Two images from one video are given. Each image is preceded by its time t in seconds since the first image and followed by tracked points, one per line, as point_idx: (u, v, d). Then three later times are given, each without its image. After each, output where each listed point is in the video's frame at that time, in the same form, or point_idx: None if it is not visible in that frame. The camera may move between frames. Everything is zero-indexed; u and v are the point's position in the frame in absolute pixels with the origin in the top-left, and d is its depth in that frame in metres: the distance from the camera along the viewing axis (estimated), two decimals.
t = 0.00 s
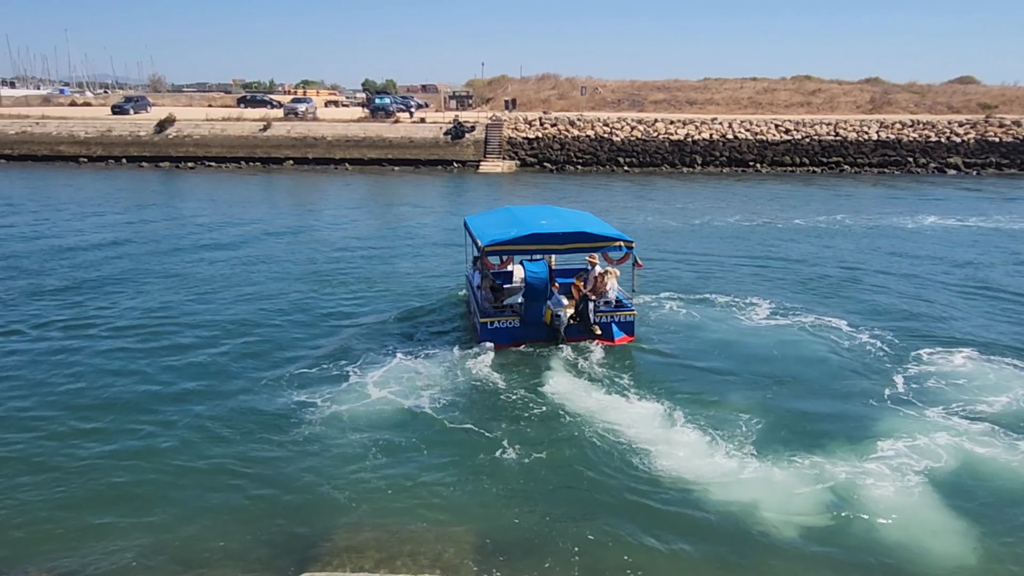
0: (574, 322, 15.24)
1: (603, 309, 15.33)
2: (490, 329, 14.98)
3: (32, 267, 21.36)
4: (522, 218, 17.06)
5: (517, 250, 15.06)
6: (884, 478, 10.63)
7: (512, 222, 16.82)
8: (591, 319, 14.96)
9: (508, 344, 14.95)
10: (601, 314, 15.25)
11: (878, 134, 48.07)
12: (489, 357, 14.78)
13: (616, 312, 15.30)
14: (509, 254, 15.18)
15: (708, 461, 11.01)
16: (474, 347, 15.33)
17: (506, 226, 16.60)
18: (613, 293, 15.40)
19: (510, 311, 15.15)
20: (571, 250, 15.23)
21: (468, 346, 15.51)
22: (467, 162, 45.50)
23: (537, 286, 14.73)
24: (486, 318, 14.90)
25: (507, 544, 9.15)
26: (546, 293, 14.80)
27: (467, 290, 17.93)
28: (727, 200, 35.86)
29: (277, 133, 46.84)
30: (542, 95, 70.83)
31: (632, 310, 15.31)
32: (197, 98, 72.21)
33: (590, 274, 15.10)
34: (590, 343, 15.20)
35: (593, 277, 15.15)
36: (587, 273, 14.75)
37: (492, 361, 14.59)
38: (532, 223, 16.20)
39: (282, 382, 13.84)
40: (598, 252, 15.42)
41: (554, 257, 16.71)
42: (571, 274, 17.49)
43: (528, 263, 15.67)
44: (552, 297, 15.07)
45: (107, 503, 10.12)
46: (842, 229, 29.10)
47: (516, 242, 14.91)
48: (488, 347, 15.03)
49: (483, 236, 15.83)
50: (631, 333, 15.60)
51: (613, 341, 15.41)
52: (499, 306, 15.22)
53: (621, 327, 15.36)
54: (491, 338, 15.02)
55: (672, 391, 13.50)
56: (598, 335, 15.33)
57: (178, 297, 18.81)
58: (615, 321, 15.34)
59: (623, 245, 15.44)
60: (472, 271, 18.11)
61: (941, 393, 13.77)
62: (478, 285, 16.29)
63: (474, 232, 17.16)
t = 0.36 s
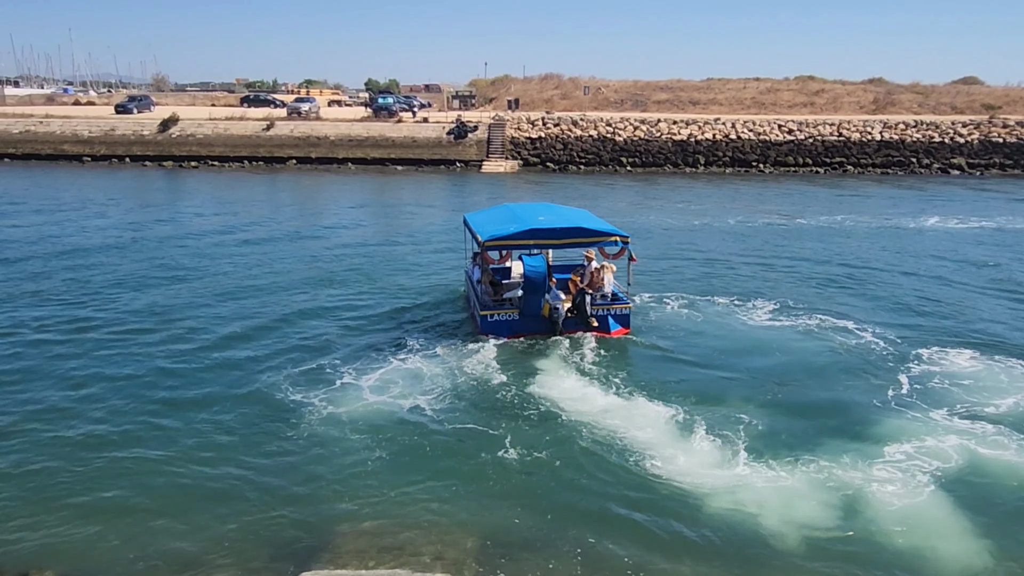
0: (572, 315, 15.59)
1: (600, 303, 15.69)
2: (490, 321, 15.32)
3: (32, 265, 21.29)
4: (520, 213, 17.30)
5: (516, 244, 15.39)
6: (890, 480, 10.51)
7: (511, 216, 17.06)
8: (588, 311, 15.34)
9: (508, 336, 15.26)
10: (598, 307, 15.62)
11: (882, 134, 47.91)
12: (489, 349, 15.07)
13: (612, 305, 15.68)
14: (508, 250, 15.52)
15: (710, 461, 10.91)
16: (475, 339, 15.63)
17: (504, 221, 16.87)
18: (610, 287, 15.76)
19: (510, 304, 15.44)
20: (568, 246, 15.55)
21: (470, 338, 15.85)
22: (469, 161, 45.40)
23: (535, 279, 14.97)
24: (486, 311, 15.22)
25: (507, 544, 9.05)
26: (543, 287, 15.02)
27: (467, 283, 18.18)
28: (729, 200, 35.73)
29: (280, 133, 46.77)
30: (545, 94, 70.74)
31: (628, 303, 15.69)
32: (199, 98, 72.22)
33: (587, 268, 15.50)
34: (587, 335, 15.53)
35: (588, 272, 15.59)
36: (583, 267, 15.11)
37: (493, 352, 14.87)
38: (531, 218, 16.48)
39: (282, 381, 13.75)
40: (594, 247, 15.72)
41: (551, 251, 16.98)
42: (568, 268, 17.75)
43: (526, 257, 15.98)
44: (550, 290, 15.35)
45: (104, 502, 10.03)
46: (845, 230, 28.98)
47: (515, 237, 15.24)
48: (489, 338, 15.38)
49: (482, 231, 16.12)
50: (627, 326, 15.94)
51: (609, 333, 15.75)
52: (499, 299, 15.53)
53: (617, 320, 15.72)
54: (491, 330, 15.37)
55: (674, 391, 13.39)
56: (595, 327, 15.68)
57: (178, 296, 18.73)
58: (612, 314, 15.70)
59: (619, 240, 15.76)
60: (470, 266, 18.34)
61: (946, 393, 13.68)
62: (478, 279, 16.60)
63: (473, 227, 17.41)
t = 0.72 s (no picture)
0: (571, 308, 16.02)
1: (598, 296, 16.10)
2: (492, 315, 15.64)
3: (36, 265, 21.31)
4: (519, 209, 17.46)
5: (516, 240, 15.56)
6: (896, 482, 10.42)
7: (510, 214, 17.24)
8: (587, 304, 15.78)
9: (510, 329, 15.62)
10: (596, 300, 16.04)
11: (886, 134, 47.74)
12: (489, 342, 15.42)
13: (609, 297, 16.09)
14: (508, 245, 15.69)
15: (712, 462, 10.86)
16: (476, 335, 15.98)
17: (504, 218, 17.04)
18: (607, 280, 16.18)
19: (510, 298, 15.78)
20: (566, 241, 15.73)
21: (473, 333, 16.20)
22: (473, 161, 45.37)
23: (534, 274, 15.35)
24: (488, 305, 15.54)
25: (510, 545, 8.98)
26: (543, 281, 15.39)
27: (466, 280, 18.52)
28: (733, 200, 35.65)
29: (283, 132, 46.75)
30: (549, 95, 70.70)
31: (625, 295, 16.11)
32: (204, 98, 72.34)
33: (584, 263, 15.89)
34: (586, 328, 15.94)
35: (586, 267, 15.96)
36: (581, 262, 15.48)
37: (495, 345, 15.22)
38: (529, 215, 16.67)
39: (283, 381, 13.69)
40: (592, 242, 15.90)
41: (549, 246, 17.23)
42: (565, 263, 18.03)
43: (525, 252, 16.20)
44: (549, 285, 15.80)
45: (106, 502, 9.96)
46: (850, 230, 28.87)
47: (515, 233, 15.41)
48: (490, 334, 15.71)
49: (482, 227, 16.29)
50: (624, 317, 16.37)
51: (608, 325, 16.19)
52: (499, 294, 15.85)
53: (615, 312, 16.12)
54: (493, 324, 15.70)
55: (677, 392, 13.32)
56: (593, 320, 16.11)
57: (180, 295, 18.71)
58: (609, 306, 16.11)
59: (615, 234, 15.91)
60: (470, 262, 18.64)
61: (952, 393, 13.61)
62: (478, 275, 16.91)
63: (473, 224, 17.59)
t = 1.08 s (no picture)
0: (570, 302, 16.49)
1: (595, 290, 16.63)
2: (493, 310, 16.13)
3: (39, 264, 21.37)
4: (518, 206, 17.80)
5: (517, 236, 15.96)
6: (901, 483, 10.45)
7: (509, 210, 17.56)
8: (586, 298, 16.27)
9: (512, 323, 16.08)
10: (594, 294, 16.54)
11: (890, 135, 47.64)
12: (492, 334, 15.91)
13: (606, 291, 16.60)
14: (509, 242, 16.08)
15: (716, 462, 10.89)
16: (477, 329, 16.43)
17: (504, 214, 17.37)
18: (604, 275, 16.71)
19: (512, 293, 16.22)
20: (565, 237, 16.09)
21: (475, 325, 16.67)
22: (476, 161, 45.37)
23: (535, 269, 15.81)
24: (489, 300, 16.04)
25: (515, 543, 9.04)
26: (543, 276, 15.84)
27: (465, 277, 18.89)
28: (736, 200, 35.62)
29: (287, 132, 46.85)
30: (551, 95, 70.68)
31: (621, 289, 16.65)
32: (208, 97, 72.41)
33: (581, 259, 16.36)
34: (585, 321, 16.46)
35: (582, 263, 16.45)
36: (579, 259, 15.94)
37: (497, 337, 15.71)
38: (529, 212, 17.03)
39: (286, 380, 13.74)
40: (590, 238, 16.29)
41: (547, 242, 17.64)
42: (561, 258, 18.43)
43: (525, 248, 16.55)
44: (548, 280, 16.35)
45: (112, 500, 10.02)
46: (853, 230, 28.83)
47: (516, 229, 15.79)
48: (492, 327, 16.20)
49: (482, 224, 16.65)
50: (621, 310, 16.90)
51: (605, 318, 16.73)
52: (500, 289, 16.30)
53: (613, 305, 16.64)
54: (495, 318, 16.17)
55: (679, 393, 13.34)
56: (592, 313, 16.59)
57: (183, 295, 18.76)
58: (607, 300, 16.61)
59: (612, 231, 16.27)
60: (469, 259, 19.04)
61: (955, 394, 13.61)
62: (478, 271, 17.38)
63: (473, 220, 17.93)
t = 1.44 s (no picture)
0: (568, 297, 16.87)
1: (592, 285, 17.02)
2: (494, 304, 16.58)
3: (42, 265, 21.41)
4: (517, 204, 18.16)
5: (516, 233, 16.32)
6: (906, 486, 10.43)
7: (508, 207, 17.92)
8: (583, 293, 16.62)
9: (511, 317, 16.53)
10: (590, 289, 16.93)
11: (893, 135, 47.60)
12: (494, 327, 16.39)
13: (603, 286, 16.99)
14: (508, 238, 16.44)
15: (720, 466, 10.87)
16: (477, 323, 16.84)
17: (504, 211, 17.73)
18: (600, 271, 17.07)
19: (511, 287, 16.66)
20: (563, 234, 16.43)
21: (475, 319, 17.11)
22: (478, 162, 45.39)
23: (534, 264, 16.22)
24: (490, 294, 16.49)
25: (519, 545, 9.08)
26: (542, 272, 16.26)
27: (464, 271, 19.31)
28: (738, 201, 35.61)
29: (290, 133, 46.99)
30: (554, 95, 70.70)
31: (617, 284, 17.06)
32: (211, 97, 72.47)
33: (577, 255, 16.73)
34: (582, 315, 16.87)
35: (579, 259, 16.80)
36: (576, 257, 16.30)
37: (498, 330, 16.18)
38: (528, 209, 17.39)
39: (287, 381, 13.77)
40: (586, 235, 16.61)
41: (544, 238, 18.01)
42: (558, 253, 18.80)
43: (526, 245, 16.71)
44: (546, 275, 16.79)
45: (115, 501, 10.05)
46: (855, 230, 28.82)
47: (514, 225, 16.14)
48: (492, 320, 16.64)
49: (483, 221, 17.01)
50: (617, 304, 17.31)
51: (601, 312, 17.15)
52: (499, 283, 16.73)
53: (609, 300, 17.04)
54: (495, 312, 16.64)
55: (679, 395, 13.31)
56: (589, 307, 16.99)
57: (186, 296, 18.80)
58: (603, 295, 17.02)
59: (610, 228, 16.61)
60: (468, 255, 19.46)
61: (957, 395, 13.62)
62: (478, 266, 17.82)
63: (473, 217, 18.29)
